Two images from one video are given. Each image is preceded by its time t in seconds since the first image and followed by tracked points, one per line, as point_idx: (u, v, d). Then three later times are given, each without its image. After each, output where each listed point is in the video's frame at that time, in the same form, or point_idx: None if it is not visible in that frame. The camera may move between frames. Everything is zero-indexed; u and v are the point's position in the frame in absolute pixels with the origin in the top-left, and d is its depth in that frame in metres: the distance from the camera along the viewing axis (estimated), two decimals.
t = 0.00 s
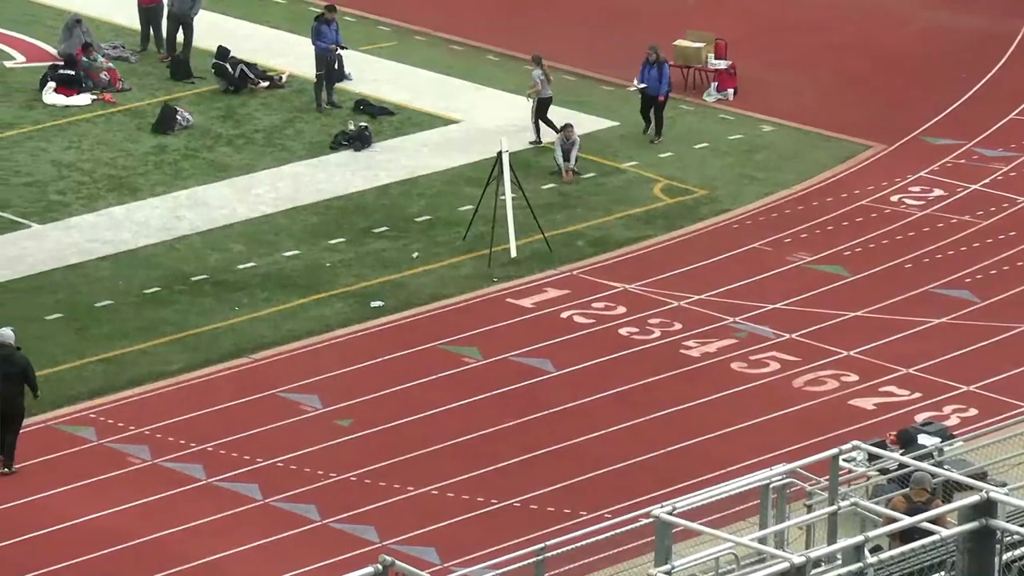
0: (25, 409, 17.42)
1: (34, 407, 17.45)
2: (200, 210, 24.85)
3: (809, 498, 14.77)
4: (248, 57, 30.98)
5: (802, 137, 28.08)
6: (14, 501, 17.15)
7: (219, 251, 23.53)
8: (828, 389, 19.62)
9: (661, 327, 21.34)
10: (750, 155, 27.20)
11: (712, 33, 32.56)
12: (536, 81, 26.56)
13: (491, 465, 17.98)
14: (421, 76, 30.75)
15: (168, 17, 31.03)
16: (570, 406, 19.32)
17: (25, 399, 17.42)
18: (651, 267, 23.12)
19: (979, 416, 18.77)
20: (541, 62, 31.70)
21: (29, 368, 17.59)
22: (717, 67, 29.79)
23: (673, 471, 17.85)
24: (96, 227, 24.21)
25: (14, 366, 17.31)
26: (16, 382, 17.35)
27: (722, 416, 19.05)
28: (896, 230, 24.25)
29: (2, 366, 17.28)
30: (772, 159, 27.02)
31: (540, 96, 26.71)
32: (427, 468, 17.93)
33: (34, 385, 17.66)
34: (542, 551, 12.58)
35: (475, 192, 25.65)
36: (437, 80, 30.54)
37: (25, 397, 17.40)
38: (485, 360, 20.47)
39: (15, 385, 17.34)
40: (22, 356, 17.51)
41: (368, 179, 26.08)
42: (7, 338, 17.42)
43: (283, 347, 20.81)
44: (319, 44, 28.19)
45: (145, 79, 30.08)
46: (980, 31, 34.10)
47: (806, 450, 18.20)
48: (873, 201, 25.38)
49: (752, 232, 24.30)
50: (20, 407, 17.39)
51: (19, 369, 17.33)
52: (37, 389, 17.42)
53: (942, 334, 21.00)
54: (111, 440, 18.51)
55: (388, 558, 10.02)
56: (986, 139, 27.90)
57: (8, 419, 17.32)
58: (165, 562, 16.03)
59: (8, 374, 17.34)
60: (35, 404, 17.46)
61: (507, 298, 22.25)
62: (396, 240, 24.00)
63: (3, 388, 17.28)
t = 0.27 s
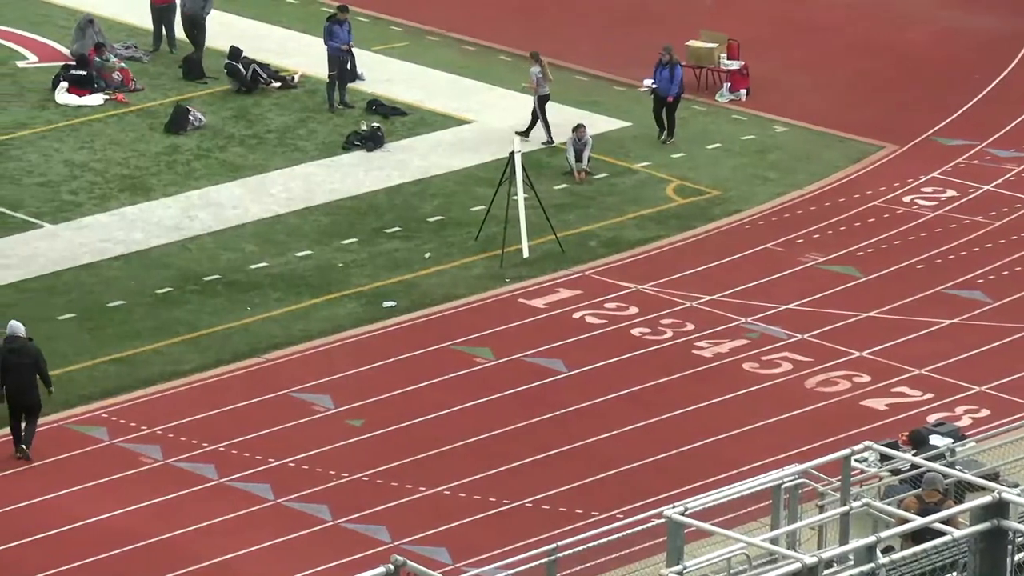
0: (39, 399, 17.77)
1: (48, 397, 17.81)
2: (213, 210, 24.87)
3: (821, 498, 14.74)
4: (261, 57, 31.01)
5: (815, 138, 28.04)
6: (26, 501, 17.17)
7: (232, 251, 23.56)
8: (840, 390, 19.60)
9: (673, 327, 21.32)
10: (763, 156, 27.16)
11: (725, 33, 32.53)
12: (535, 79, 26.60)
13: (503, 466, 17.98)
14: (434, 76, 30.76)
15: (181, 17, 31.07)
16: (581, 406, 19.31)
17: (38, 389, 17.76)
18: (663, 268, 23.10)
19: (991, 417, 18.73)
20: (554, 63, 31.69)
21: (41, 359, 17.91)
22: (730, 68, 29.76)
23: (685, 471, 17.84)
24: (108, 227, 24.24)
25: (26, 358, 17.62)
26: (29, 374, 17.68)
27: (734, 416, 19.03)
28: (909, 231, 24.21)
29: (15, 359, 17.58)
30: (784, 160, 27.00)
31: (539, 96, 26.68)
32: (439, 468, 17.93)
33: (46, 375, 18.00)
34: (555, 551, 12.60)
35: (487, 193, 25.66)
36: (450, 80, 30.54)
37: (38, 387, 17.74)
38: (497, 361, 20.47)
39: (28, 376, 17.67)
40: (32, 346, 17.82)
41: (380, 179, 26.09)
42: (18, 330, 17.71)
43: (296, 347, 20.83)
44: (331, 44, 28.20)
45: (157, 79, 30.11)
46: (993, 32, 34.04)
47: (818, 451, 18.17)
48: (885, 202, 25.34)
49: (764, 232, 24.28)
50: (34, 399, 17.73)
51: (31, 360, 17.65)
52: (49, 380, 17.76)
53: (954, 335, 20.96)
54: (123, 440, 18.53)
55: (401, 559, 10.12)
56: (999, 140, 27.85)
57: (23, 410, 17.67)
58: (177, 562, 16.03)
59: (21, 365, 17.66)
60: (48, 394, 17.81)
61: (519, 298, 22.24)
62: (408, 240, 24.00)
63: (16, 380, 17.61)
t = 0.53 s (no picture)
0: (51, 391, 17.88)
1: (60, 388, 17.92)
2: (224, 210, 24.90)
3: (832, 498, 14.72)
4: (273, 57, 31.04)
5: (827, 138, 28.02)
6: (37, 501, 17.18)
7: (243, 251, 23.58)
8: (851, 391, 19.58)
9: (684, 327, 21.31)
10: (774, 156, 27.14)
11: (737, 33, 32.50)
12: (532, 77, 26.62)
13: (514, 466, 17.98)
14: (446, 76, 30.76)
15: (192, 17, 31.11)
16: (593, 407, 19.31)
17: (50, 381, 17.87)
18: (674, 268, 23.09)
19: (1002, 417, 18.69)
20: (566, 63, 31.69)
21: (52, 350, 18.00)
22: (742, 68, 29.73)
23: (696, 471, 17.83)
24: (120, 227, 24.27)
25: (39, 349, 17.71)
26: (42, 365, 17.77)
27: (746, 417, 19.02)
28: (920, 231, 24.18)
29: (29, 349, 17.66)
30: (795, 160, 26.98)
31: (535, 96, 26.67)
32: (450, 468, 17.93)
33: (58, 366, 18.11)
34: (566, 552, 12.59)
35: (499, 193, 25.66)
36: (462, 80, 30.55)
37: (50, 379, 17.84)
38: (509, 361, 20.47)
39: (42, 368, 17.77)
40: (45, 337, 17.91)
41: (392, 179, 26.09)
42: (32, 321, 17.79)
43: (307, 347, 20.84)
44: (343, 44, 28.21)
45: (169, 79, 30.15)
46: (1004, 32, 34.00)
47: (829, 451, 18.15)
48: (896, 203, 25.31)
49: (776, 232, 24.26)
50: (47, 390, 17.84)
51: (44, 350, 17.74)
52: (62, 371, 17.87)
53: (965, 335, 20.93)
54: (134, 440, 18.55)
55: (412, 559, 10.28)
56: (1010, 140, 27.81)
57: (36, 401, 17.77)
58: (188, 563, 16.03)
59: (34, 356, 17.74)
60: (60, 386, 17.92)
61: (530, 298, 22.24)
62: (419, 240, 24.01)
63: (30, 371, 17.70)
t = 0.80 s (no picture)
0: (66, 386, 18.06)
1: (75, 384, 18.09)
2: (234, 210, 24.91)
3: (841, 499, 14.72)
4: (283, 57, 31.06)
5: (837, 138, 27.99)
6: (47, 501, 17.20)
7: (253, 251, 23.60)
8: (861, 391, 19.56)
9: (694, 328, 21.31)
10: (784, 157, 27.12)
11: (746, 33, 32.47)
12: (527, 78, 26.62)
13: (524, 466, 17.98)
14: (456, 76, 30.77)
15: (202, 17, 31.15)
16: (602, 407, 19.31)
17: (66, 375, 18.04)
18: (684, 268, 23.08)
19: (1012, 418, 18.67)
20: (576, 63, 31.68)
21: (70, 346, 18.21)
22: (751, 69, 29.70)
23: (706, 472, 17.82)
24: (130, 227, 24.30)
25: (56, 342, 17.92)
26: (58, 359, 17.97)
27: (756, 417, 19.01)
28: (930, 232, 24.15)
29: (45, 343, 17.89)
30: (805, 161, 26.96)
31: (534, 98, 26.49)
32: (460, 468, 17.93)
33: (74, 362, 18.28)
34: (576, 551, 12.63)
35: (508, 193, 25.66)
36: (472, 80, 30.55)
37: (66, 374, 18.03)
38: (519, 361, 20.47)
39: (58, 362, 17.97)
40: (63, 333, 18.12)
41: (401, 179, 26.10)
42: (51, 315, 18.03)
43: (317, 347, 20.85)
44: (352, 45, 28.23)
45: (179, 79, 30.18)
46: (1015, 32, 33.94)
47: (838, 451, 18.14)
48: (906, 203, 25.27)
49: (786, 232, 24.25)
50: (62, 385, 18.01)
51: (61, 345, 17.95)
52: (78, 366, 18.05)
53: (974, 336, 20.90)
54: (144, 440, 18.56)
55: (421, 559, 10.46)
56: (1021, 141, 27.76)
57: (50, 395, 17.96)
58: (198, 563, 16.05)
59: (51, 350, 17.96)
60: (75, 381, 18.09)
61: (540, 299, 22.24)
62: (429, 240, 24.01)
63: (46, 364, 17.91)
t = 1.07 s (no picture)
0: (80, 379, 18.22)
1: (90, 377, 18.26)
2: (244, 210, 24.94)
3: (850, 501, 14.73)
4: (294, 58, 31.08)
5: (848, 139, 27.97)
6: (56, 501, 17.23)
7: (263, 251, 23.62)
8: (872, 391, 19.55)
9: (704, 328, 21.30)
10: (794, 157, 27.10)
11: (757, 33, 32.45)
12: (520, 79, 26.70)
13: (535, 466, 17.99)
14: (467, 76, 30.77)
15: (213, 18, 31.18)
16: (613, 407, 19.31)
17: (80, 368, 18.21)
18: (694, 269, 23.07)
19: (1022, 419, 18.65)
20: (587, 64, 31.68)
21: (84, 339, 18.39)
22: (762, 69, 29.67)
23: (716, 472, 17.82)
24: (140, 227, 24.33)
25: (72, 335, 18.09)
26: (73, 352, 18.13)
27: (766, 417, 19.01)
28: (940, 232, 24.12)
29: (62, 335, 18.04)
30: (816, 161, 26.93)
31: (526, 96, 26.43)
32: (469, 468, 17.94)
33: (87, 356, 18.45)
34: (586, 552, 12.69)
35: (519, 194, 25.66)
36: (483, 80, 30.55)
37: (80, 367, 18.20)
38: (529, 361, 20.47)
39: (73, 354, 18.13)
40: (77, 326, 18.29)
41: (411, 180, 26.11)
42: (67, 307, 18.20)
43: (327, 347, 20.87)
44: (361, 44, 28.26)
45: (189, 79, 30.21)
46: None
47: (848, 452, 18.13)
48: (916, 203, 25.24)
49: (796, 233, 24.23)
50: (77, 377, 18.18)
51: (77, 337, 18.13)
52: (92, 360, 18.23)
53: (985, 337, 20.87)
54: (154, 440, 18.58)
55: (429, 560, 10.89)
56: None
57: (65, 387, 18.10)
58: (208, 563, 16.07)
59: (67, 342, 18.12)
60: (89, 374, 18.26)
61: (550, 299, 22.24)
62: (440, 241, 24.02)
63: (62, 356, 18.06)
